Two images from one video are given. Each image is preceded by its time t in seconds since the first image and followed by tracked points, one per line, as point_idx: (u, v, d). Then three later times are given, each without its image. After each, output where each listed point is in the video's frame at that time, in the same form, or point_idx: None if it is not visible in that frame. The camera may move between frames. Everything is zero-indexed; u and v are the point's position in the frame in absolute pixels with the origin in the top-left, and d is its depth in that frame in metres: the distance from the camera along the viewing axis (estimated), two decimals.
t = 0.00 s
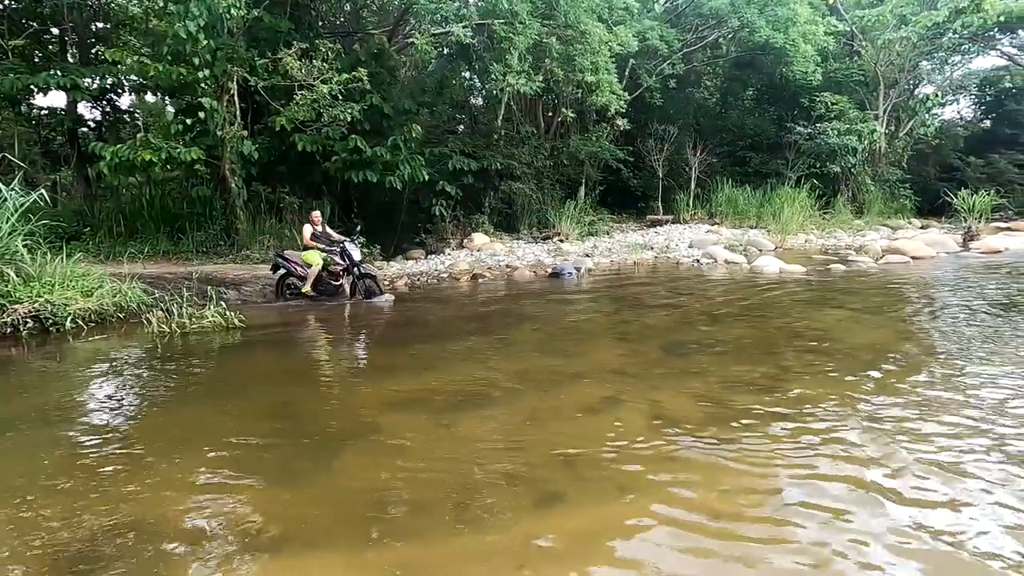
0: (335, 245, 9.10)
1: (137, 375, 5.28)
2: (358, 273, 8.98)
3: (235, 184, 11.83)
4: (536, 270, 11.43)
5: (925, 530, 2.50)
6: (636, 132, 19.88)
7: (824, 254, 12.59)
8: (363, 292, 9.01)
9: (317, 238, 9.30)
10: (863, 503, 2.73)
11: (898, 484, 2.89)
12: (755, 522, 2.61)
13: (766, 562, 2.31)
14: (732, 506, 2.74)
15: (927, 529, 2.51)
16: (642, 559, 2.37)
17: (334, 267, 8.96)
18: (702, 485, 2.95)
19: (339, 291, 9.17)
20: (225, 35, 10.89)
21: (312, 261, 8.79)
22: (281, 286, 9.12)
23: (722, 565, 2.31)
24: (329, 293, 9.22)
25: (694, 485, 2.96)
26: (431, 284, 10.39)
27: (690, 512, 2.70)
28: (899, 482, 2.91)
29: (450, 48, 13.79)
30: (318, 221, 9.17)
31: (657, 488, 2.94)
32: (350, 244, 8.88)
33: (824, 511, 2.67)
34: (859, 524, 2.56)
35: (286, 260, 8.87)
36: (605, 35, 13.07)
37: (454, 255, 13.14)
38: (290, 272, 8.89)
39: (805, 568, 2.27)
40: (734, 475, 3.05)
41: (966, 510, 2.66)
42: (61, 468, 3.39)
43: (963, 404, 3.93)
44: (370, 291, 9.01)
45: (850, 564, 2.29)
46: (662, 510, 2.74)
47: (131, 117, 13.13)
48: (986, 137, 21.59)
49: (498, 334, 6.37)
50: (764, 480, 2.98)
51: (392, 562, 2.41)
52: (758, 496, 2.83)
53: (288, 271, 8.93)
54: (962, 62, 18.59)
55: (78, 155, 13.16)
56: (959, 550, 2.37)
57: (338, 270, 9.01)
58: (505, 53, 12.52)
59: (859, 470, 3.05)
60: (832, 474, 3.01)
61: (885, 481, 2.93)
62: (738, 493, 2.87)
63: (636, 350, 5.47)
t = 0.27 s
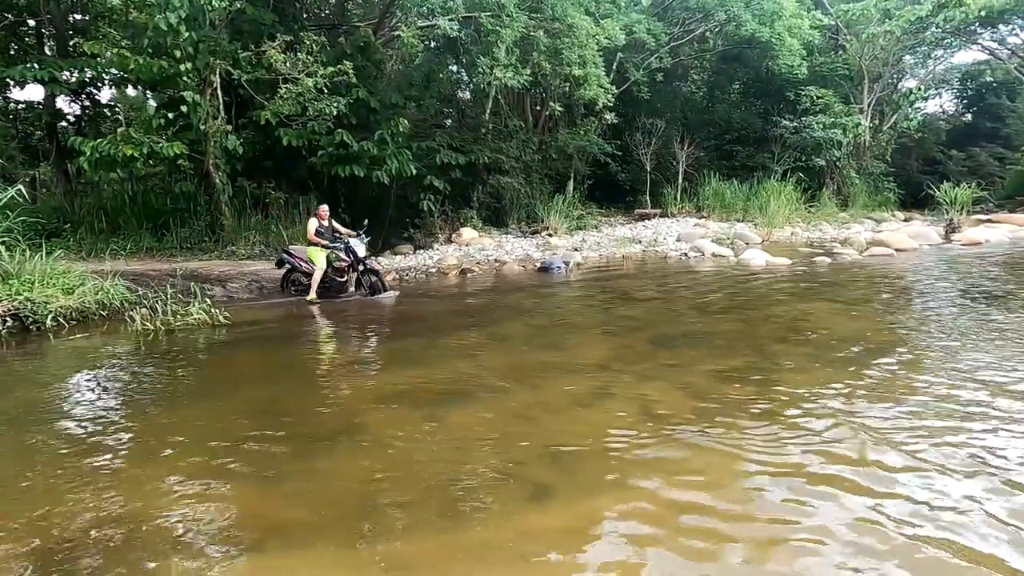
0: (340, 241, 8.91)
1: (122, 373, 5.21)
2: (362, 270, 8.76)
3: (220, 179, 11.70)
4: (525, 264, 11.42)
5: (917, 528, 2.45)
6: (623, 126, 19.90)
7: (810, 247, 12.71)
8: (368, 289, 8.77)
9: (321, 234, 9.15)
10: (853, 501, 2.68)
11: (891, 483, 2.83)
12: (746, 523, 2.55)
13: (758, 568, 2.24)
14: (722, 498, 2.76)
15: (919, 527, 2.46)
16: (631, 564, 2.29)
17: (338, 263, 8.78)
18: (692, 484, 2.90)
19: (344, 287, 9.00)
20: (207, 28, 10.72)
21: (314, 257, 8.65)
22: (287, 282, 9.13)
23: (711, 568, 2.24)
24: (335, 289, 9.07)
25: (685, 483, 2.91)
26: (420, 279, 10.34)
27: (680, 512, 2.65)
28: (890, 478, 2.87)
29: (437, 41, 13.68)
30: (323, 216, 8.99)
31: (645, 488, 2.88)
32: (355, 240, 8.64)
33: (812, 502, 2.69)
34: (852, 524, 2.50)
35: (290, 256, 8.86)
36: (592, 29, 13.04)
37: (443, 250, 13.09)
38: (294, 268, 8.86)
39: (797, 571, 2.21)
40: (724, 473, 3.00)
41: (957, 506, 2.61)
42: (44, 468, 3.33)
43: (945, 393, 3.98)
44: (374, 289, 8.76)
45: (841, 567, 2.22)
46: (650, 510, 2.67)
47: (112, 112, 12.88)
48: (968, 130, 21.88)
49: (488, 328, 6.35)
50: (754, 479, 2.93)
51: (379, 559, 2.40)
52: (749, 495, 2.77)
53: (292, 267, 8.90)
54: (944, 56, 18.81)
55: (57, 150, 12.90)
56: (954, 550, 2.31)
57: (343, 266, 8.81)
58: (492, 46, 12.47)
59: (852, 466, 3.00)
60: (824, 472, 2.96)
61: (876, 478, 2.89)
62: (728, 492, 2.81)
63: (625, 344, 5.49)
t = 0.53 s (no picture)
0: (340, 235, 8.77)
1: (100, 370, 5.13)
2: (363, 264, 8.62)
3: (199, 172, 11.48)
4: (509, 257, 11.41)
5: (904, 525, 2.43)
6: (608, 119, 19.91)
7: (792, 239, 12.87)
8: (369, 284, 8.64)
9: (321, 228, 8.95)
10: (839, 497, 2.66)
11: (876, 477, 2.82)
12: (726, 516, 2.55)
13: (747, 570, 2.19)
14: (701, 488, 2.78)
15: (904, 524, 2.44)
16: (617, 567, 2.23)
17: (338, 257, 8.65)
18: (678, 480, 2.87)
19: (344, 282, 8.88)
20: (183, 17, 10.49)
21: (313, 252, 8.52)
22: (287, 276, 8.91)
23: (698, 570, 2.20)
24: (335, 283, 8.98)
25: (666, 473, 2.93)
26: (404, 273, 10.29)
27: (666, 510, 2.61)
28: (866, 466, 2.91)
29: (420, 32, 13.54)
30: (322, 209, 8.75)
31: (630, 486, 2.83)
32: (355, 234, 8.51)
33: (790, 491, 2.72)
34: (838, 521, 2.47)
35: (290, 249, 8.68)
36: (575, 20, 12.98)
37: (427, 243, 13.01)
38: (293, 262, 8.67)
39: (773, 561, 2.23)
40: (710, 468, 2.97)
41: (942, 500, 2.60)
42: (20, 467, 3.28)
43: (922, 380, 4.06)
44: (376, 283, 8.63)
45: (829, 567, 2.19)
46: (635, 509, 2.63)
47: (86, 103, 12.56)
48: (944, 123, 22.28)
49: (472, 321, 6.35)
50: (740, 475, 2.89)
51: (363, 556, 2.37)
52: (735, 492, 2.74)
53: (291, 261, 8.73)
54: (922, 50, 19.10)
55: (29, 142, 12.56)
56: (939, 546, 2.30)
57: (343, 261, 8.70)
58: (475, 38, 12.39)
59: (836, 460, 2.99)
60: (809, 467, 2.94)
61: (861, 472, 2.87)
62: (714, 488, 2.78)
63: (609, 335, 5.52)
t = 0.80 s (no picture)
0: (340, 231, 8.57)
1: (73, 368, 5.00)
2: (362, 261, 8.43)
3: (174, 165, 11.22)
4: (493, 251, 11.38)
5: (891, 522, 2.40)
6: (590, 113, 19.93)
7: (772, 232, 13.04)
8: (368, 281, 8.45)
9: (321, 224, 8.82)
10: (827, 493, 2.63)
11: (863, 474, 2.79)
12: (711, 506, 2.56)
13: (730, 558, 2.21)
14: (686, 479, 2.80)
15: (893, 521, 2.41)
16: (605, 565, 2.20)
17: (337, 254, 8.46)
18: (664, 477, 2.83)
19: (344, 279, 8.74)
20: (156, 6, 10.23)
21: (311, 247, 8.38)
22: (285, 272, 8.80)
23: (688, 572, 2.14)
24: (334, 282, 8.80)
25: (652, 466, 2.94)
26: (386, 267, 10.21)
27: (653, 507, 2.57)
28: (846, 457, 2.96)
29: (400, 24, 13.38)
30: (322, 203, 8.62)
31: (616, 485, 2.78)
32: (354, 230, 8.33)
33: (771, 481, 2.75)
34: (827, 519, 2.44)
35: (289, 246, 8.59)
36: (557, 13, 12.95)
37: (410, 237, 12.91)
38: (292, 259, 8.58)
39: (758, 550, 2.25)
40: (696, 464, 2.95)
41: (928, 496, 2.58)
42: None
43: (897, 371, 4.15)
44: (375, 281, 8.42)
45: (821, 567, 2.14)
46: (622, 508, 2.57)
47: (55, 94, 12.19)
48: (918, 118, 22.73)
49: (456, 316, 6.31)
50: (726, 472, 2.86)
51: (348, 554, 2.34)
52: (722, 490, 2.70)
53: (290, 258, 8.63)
54: (897, 45, 19.43)
55: None
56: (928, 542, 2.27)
57: (341, 258, 8.52)
58: (457, 30, 12.30)
59: (821, 456, 2.97)
60: (795, 463, 2.91)
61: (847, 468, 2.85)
62: (701, 486, 2.74)
63: (592, 329, 5.53)
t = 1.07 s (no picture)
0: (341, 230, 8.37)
1: (47, 370, 4.87)
2: (364, 260, 8.27)
3: (146, 160, 10.94)
4: (475, 246, 11.34)
5: (881, 518, 2.38)
6: (570, 106, 19.92)
7: (750, 224, 13.22)
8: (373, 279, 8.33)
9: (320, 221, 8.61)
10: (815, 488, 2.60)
11: (845, 462, 2.83)
12: (695, 493, 2.61)
13: (713, 544, 2.25)
14: (670, 468, 2.84)
15: (883, 517, 2.38)
16: (592, 553, 2.23)
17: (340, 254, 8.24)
18: (649, 466, 2.87)
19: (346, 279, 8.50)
20: None
21: (313, 249, 8.10)
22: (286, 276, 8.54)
23: (679, 575, 2.08)
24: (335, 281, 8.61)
25: (636, 455, 2.98)
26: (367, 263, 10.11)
27: (641, 505, 2.54)
28: (825, 442, 3.03)
29: (378, 16, 13.19)
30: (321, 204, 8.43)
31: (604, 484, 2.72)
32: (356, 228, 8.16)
33: (753, 467, 2.81)
34: (818, 515, 2.40)
35: (288, 250, 8.25)
36: (537, 5, 12.88)
37: (391, 233, 12.80)
38: (293, 263, 8.28)
39: (741, 536, 2.30)
40: (681, 458, 2.93)
41: (915, 489, 2.57)
42: None
43: (871, 358, 4.24)
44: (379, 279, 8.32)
45: (814, 567, 2.10)
46: (610, 509, 2.53)
47: (19, 88, 11.78)
48: (890, 111, 23.19)
49: (439, 311, 6.29)
50: (709, 459, 2.91)
51: (335, 549, 2.33)
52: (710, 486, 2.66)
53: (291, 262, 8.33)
54: (870, 39, 19.74)
55: None
56: (918, 538, 2.25)
57: (343, 258, 8.29)
58: (435, 22, 12.18)
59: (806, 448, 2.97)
60: (782, 457, 2.89)
61: (834, 461, 2.84)
62: (688, 482, 2.70)
63: (576, 322, 5.56)
